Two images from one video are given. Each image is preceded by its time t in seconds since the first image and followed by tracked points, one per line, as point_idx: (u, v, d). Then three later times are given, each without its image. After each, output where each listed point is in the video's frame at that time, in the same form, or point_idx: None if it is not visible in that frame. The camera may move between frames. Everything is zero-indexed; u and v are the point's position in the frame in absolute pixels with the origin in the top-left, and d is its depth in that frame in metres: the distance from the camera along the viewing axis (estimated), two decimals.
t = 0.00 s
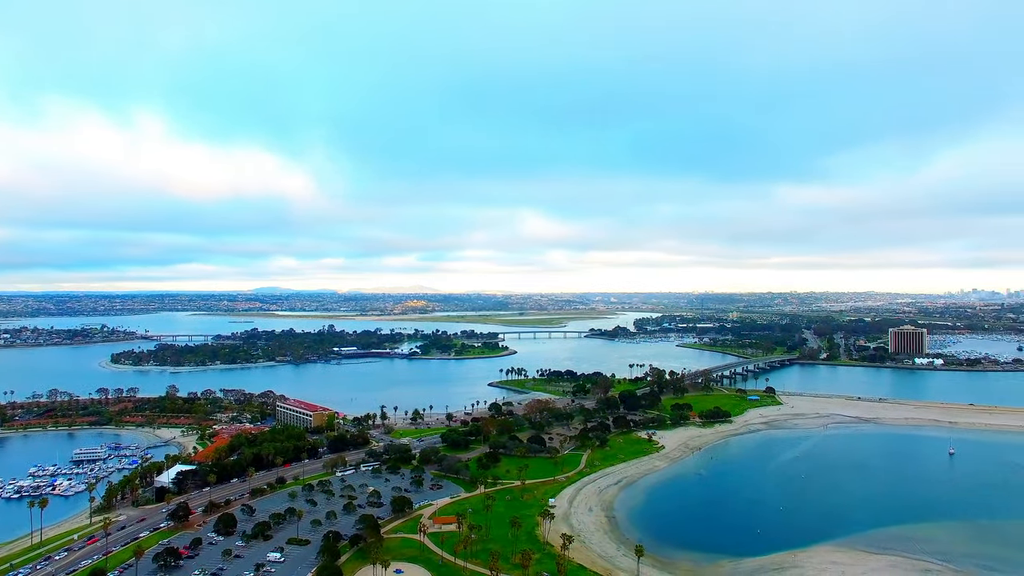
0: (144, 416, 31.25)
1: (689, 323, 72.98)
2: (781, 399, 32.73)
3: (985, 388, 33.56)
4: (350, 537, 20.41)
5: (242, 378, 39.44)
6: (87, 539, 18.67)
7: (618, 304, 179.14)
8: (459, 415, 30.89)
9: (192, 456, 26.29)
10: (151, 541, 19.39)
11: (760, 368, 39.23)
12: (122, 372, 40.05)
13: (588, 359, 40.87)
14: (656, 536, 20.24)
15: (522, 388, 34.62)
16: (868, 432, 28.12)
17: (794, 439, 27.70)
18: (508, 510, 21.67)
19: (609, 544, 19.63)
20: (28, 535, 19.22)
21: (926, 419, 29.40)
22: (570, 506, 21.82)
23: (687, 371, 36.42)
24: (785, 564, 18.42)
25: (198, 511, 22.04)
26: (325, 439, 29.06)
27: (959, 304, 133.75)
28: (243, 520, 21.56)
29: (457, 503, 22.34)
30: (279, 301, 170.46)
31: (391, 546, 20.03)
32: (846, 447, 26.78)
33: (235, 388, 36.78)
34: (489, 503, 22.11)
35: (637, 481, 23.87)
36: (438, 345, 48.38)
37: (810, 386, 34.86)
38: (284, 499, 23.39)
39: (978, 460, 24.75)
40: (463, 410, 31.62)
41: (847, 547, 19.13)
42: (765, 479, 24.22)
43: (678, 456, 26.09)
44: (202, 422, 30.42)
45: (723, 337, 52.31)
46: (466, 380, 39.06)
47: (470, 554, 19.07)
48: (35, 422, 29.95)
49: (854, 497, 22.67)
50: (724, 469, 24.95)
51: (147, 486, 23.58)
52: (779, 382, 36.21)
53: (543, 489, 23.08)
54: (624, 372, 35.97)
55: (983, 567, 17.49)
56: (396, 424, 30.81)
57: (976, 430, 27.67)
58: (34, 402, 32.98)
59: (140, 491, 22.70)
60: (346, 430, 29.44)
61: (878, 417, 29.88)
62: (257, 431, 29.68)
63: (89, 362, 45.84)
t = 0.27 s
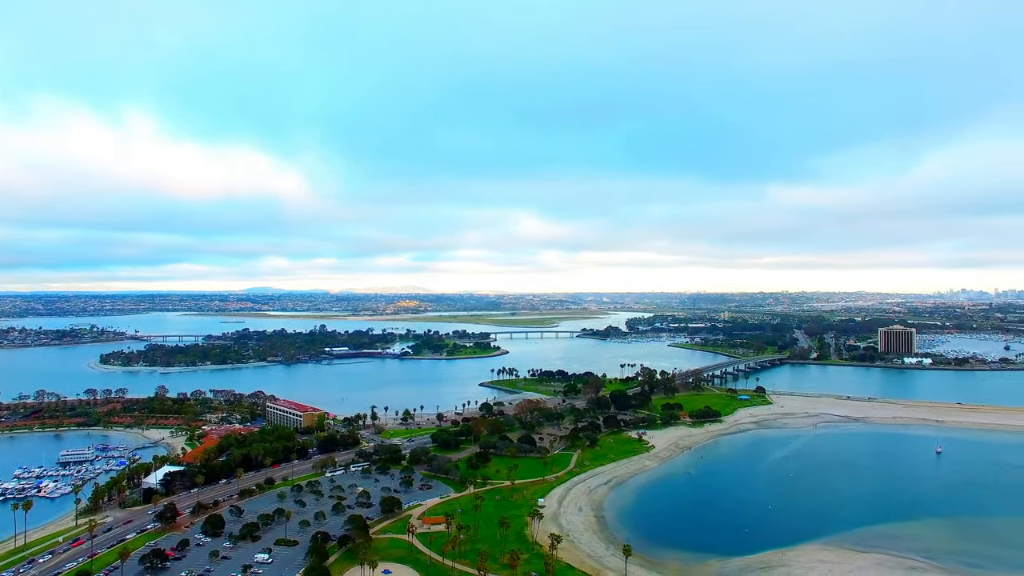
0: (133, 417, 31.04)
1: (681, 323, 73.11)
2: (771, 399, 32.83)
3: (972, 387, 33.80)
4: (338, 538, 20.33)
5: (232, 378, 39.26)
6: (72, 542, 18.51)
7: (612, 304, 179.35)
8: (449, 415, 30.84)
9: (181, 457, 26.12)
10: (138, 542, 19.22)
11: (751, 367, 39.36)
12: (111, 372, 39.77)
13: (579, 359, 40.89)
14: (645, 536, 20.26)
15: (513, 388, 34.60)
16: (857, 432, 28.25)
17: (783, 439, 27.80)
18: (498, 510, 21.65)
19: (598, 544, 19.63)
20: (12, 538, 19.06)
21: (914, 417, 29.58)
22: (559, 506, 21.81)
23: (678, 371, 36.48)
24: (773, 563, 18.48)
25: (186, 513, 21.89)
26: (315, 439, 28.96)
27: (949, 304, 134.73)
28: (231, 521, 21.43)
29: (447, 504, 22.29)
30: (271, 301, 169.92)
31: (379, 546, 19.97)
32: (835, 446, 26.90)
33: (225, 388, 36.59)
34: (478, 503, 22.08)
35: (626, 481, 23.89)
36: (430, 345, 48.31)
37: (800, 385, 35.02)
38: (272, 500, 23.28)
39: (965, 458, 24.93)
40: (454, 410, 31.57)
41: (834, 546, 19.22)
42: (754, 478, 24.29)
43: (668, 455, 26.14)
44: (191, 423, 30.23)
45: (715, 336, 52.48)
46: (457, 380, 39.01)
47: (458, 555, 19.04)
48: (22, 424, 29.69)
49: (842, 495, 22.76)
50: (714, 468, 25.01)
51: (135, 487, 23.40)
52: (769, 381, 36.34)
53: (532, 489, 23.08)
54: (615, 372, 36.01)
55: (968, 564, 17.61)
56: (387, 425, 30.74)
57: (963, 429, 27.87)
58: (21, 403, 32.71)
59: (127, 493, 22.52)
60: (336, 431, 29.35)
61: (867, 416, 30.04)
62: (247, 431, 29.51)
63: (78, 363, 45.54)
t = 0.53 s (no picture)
0: (119, 418, 30.78)
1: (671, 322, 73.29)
2: (759, 398, 32.97)
3: (958, 386, 34.08)
4: (324, 539, 20.24)
5: (221, 379, 39.03)
6: (54, 545, 18.32)
7: (604, 304, 179.55)
8: (438, 415, 30.78)
9: (167, 458, 25.89)
10: (122, 544, 19.03)
11: (740, 367, 39.52)
12: (98, 373, 39.43)
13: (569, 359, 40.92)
14: (633, 535, 20.29)
15: (502, 388, 34.57)
16: (844, 430, 28.41)
17: (771, 438, 27.92)
18: (485, 510, 21.64)
19: (585, 544, 19.63)
20: None
21: (900, 416, 29.77)
22: (547, 506, 21.81)
23: (667, 371, 36.56)
24: (759, 562, 18.54)
25: (171, 514, 21.69)
26: (303, 440, 28.83)
27: (937, 304, 135.86)
28: (217, 522, 21.29)
29: (434, 504, 22.24)
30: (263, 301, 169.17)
31: (366, 547, 19.89)
32: (822, 445, 27.04)
33: (213, 388, 36.36)
34: (466, 503, 22.04)
35: (614, 481, 23.93)
36: (420, 345, 48.22)
37: (789, 385, 35.18)
38: (259, 501, 23.14)
39: (950, 457, 25.12)
40: (443, 410, 31.52)
41: (819, 544, 19.33)
42: (742, 477, 24.38)
43: (656, 455, 26.19)
44: (178, 423, 30.00)
45: (705, 336, 52.67)
46: (447, 380, 38.94)
47: (444, 555, 19.01)
48: (5, 425, 29.37)
49: (829, 494, 22.88)
50: (702, 468, 25.10)
51: (120, 488, 23.20)
52: (758, 380, 36.49)
53: (520, 489, 23.07)
54: (605, 372, 36.04)
55: (952, 562, 17.72)
56: (375, 425, 30.65)
57: (948, 427, 28.08)
58: (5, 405, 32.35)
59: (112, 495, 22.32)
60: (325, 432, 29.24)
61: (854, 415, 30.22)
62: (234, 432, 29.31)
63: (65, 364, 45.16)
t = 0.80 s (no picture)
0: (108, 419, 30.56)
1: (663, 322, 73.35)
2: (750, 398, 33.06)
3: (947, 385, 34.33)
4: (313, 540, 20.16)
5: (211, 379, 38.83)
6: (39, 547, 18.17)
7: (598, 304, 179.70)
8: (429, 415, 30.71)
9: (155, 459, 25.67)
10: (108, 546, 18.84)
11: (731, 366, 39.66)
12: (87, 374, 39.14)
13: (561, 358, 40.95)
14: (622, 535, 20.29)
15: (494, 388, 34.54)
16: (833, 430, 28.51)
17: (760, 437, 28.01)
18: (474, 510, 21.61)
19: (573, 544, 19.62)
20: None
21: (889, 416, 29.92)
22: (536, 506, 21.79)
23: (658, 371, 36.61)
24: (746, 561, 18.59)
25: (159, 516, 21.49)
26: (293, 441, 28.71)
27: (928, 304, 136.71)
28: (205, 524, 21.11)
29: (424, 504, 22.19)
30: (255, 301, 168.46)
31: (354, 548, 19.82)
32: (811, 444, 27.14)
33: (203, 389, 36.17)
34: (455, 503, 22.00)
35: (604, 480, 23.95)
36: (412, 345, 48.15)
37: (779, 385, 35.31)
38: (247, 502, 23.00)
39: (937, 456, 25.27)
40: (434, 410, 31.48)
41: (806, 543, 19.40)
42: (731, 477, 24.42)
43: (646, 454, 26.22)
44: (167, 424, 29.81)
45: (696, 336, 52.85)
46: (439, 380, 38.87)
47: (433, 555, 18.97)
48: None
49: (817, 493, 22.96)
50: (691, 467, 25.14)
51: (107, 490, 23.02)
52: (749, 380, 36.61)
53: (510, 489, 23.05)
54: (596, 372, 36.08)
55: (938, 560, 17.84)
56: (366, 425, 30.55)
57: (936, 426, 28.25)
58: None
59: (98, 496, 22.14)
60: (315, 432, 29.13)
61: (844, 415, 30.34)
62: (224, 433, 29.12)
63: (53, 365, 44.82)
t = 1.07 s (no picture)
0: (95, 420, 30.33)
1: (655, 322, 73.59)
2: (739, 397, 33.20)
3: (934, 384, 34.59)
4: (300, 541, 20.07)
5: (201, 380, 38.62)
6: (23, 550, 18.00)
7: (591, 303, 179.96)
8: (420, 415, 30.66)
9: (143, 460, 25.40)
10: (93, 548, 18.65)
11: (722, 366, 39.84)
12: (75, 375, 38.82)
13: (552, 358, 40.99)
14: (611, 535, 20.29)
15: (485, 388, 34.52)
16: (822, 429, 28.67)
17: (750, 437, 28.11)
18: (463, 510, 21.58)
19: (562, 544, 19.62)
20: None
21: (877, 415, 30.10)
22: (525, 506, 21.77)
23: (649, 370, 36.70)
24: (734, 560, 18.64)
25: (146, 517, 21.26)
26: (282, 441, 28.57)
27: (917, 304, 137.76)
28: (192, 525, 20.87)
29: (413, 504, 22.15)
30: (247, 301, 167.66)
31: (342, 548, 19.74)
32: (800, 444, 27.25)
33: (193, 389, 35.96)
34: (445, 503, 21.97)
35: (593, 480, 23.96)
36: (404, 345, 48.08)
37: (769, 384, 35.46)
38: (235, 503, 22.81)
39: (924, 454, 25.44)
40: (425, 410, 31.44)
41: (793, 542, 19.49)
42: (721, 476, 24.49)
43: (636, 454, 26.25)
44: (156, 425, 29.61)
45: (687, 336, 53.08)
46: (430, 380, 38.84)
47: (421, 556, 18.92)
48: None
49: (806, 492, 23.06)
50: (680, 467, 25.17)
51: (93, 491, 22.83)
52: (739, 380, 36.77)
53: (499, 489, 23.04)
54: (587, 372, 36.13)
55: (923, 559, 17.97)
56: (356, 426, 30.45)
57: (924, 425, 28.44)
58: None
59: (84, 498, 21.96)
60: (305, 433, 29.01)
61: (832, 414, 30.52)
62: (212, 433, 28.91)
63: (41, 365, 44.46)
